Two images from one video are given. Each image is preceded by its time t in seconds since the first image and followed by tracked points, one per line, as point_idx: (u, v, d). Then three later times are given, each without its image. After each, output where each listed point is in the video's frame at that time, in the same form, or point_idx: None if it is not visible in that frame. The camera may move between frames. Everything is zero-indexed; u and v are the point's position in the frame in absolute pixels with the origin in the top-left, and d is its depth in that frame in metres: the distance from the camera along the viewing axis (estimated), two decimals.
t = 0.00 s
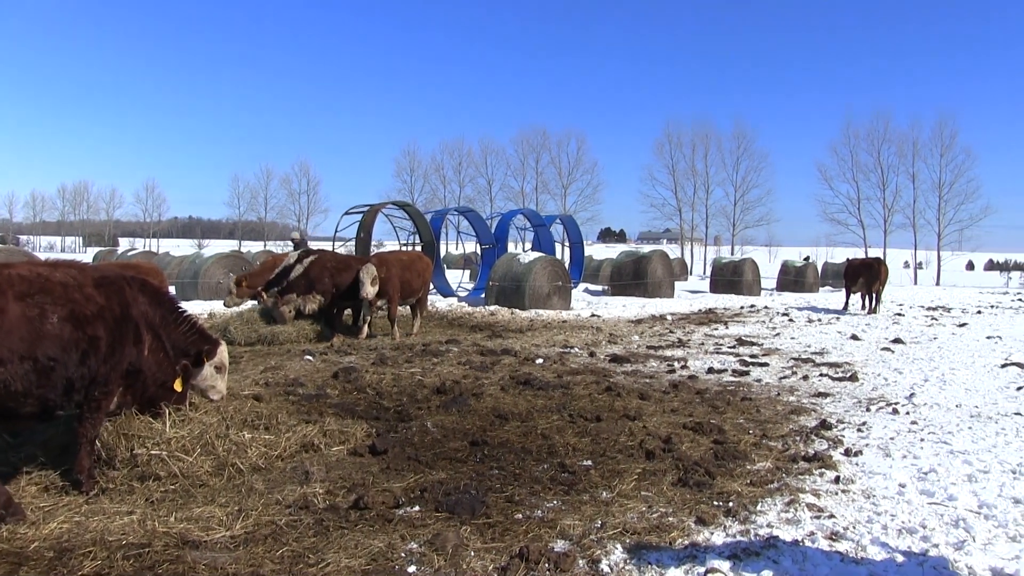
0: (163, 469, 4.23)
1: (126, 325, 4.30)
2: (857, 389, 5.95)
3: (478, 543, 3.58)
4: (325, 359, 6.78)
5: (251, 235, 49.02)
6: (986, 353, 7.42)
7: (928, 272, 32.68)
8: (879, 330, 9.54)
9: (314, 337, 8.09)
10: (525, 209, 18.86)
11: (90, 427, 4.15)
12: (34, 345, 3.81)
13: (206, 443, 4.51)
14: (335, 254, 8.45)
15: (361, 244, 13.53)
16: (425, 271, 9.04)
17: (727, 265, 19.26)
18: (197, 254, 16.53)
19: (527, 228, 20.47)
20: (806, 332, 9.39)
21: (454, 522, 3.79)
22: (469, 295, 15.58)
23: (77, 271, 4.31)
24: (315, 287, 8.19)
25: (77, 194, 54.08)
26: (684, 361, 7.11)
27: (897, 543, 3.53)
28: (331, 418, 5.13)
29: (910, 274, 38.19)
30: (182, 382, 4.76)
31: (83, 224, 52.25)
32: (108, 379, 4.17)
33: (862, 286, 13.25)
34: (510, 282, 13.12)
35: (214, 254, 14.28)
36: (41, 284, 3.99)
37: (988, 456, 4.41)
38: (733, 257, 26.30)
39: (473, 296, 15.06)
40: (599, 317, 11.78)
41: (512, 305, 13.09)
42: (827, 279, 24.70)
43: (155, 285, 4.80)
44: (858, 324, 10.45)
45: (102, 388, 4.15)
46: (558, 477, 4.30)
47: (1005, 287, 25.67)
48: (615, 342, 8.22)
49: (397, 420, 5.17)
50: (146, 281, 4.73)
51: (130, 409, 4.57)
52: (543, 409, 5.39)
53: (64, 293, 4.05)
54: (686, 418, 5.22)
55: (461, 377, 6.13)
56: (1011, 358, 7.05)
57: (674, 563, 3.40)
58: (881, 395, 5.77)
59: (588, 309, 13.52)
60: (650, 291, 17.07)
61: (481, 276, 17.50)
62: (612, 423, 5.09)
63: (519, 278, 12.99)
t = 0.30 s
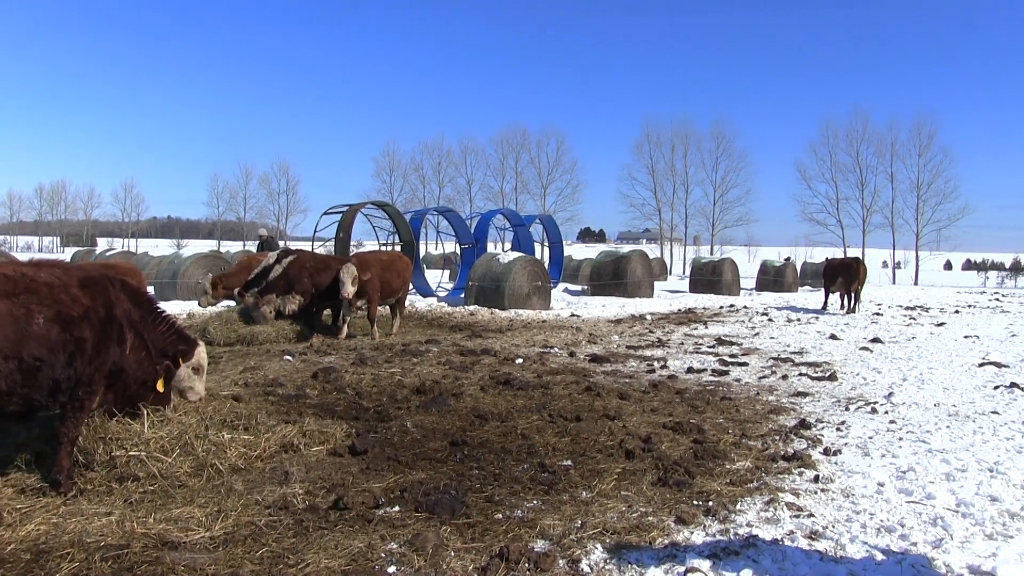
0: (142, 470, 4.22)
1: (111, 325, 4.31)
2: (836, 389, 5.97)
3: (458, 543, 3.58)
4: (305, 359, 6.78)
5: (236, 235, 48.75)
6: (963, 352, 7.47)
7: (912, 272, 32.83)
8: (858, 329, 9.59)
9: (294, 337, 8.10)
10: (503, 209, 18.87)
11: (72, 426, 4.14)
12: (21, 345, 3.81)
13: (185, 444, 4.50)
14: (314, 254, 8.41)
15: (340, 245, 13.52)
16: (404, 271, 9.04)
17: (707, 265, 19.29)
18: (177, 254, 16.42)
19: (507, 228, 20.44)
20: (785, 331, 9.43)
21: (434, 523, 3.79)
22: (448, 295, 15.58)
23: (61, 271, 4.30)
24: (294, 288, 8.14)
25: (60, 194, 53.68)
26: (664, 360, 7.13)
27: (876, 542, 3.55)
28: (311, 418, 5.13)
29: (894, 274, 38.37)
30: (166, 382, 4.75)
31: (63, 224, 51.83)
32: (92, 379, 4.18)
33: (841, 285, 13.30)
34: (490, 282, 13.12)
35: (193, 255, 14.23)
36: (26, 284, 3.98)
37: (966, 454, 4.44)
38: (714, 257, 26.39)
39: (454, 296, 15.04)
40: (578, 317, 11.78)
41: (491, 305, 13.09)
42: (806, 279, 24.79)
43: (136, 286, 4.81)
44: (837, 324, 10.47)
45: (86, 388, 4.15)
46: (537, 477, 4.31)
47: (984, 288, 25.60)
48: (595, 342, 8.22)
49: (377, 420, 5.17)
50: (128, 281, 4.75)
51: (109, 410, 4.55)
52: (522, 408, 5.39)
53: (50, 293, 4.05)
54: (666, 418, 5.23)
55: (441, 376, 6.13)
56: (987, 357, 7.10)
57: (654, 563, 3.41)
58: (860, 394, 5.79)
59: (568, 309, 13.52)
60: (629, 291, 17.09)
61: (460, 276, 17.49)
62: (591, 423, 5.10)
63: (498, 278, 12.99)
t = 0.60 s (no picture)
0: (129, 470, 4.21)
1: (102, 326, 4.33)
2: (823, 388, 5.99)
3: (445, 543, 3.58)
4: (294, 359, 6.78)
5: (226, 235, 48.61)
6: (950, 352, 7.50)
7: (901, 272, 32.89)
8: (845, 329, 9.61)
9: (281, 336, 8.03)
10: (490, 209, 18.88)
11: (60, 426, 4.11)
12: (11, 345, 3.81)
13: (173, 444, 4.50)
14: (301, 255, 8.44)
15: (327, 245, 13.50)
16: (392, 271, 9.07)
17: (694, 265, 19.27)
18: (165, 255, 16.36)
19: (494, 229, 20.45)
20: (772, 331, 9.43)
21: (421, 523, 3.79)
22: (436, 295, 15.58)
23: (52, 271, 4.29)
24: (281, 287, 8.19)
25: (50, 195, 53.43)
26: (652, 360, 7.14)
27: (863, 541, 3.55)
28: (298, 418, 5.13)
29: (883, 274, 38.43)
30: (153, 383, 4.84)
31: (52, 224, 51.58)
32: (80, 381, 4.18)
33: (828, 285, 13.31)
34: (477, 282, 13.12)
35: (180, 255, 14.24)
36: (18, 284, 3.98)
37: (952, 454, 4.45)
38: (702, 257, 26.43)
39: (440, 296, 15.07)
40: (566, 317, 11.78)
41: (478, 305, 13.10)
42: (794, 279, 24.82)
43: (124, 287, 4.82)
44: (825, 324, 10.47)
45: (74, 390, 4.15)
46: (525, 477, 4.31)
47: (971, 288, 25.59)
48: (582, 342, 8.23)
49: (364, 420, 5.18)
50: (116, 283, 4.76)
51: (95, 410, 4.53)
52: (509, 408, 5.40)
53: (41, 294, 4.04)
54: (654, 418, 5.23)
55: (429, 376, 6.13)
56: (974, 357, 7.11)
57: (641, 563, 3.41)
58: (847, 393, 5.81)
59: (555, 309, 13.52)
60: (616, 291, 17.09)
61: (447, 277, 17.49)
62: (579, 423, 5.10)
63: (485, 278, 12.99)
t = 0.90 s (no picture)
0: (123, 471, 4.20)
1: (96, 325, 4.31)
2: (816, 388, 6.01)
3: (439, 543, 3.58)
4: (287, 359, 6.78)
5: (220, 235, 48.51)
6: (943, 351, 7.51)
7: (894, 271, 32.88)
8: (838, 329, 9.63)
9: (275, 337, 7.99)
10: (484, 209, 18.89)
11: (53, 427, 4.10)
12: (4, 345, 3.80)
13: (166, 444, 4.50)
14: (295, 255, 8.44)
15: (320, 245, 13.49)
16: (385, 271, 9.06)
17: (687, 265, 19.31)
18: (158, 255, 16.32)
19: (488, 228, 20.46)
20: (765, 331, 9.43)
21: (415, 523, 3.79)
22: (429, 295, 15.57)
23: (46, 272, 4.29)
24: (275, 288, 8.19)
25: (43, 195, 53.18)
26: (645, 360, 7.15)
27: (856, 541, 3.56)
28: (292, 418, 5.13)
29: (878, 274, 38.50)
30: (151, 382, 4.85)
31: (45, 224, 51.42)
32: (74, 381, 4.16)
33: (821, 285, 13.32)
34: (471, 282, 13.12)
35: (174, 254, 14.24)
36: (10, 284, 3.98)
37: (945, 453, 4.46)
38: (695, 257, 26.45)
39: (433, 296, 15.06)
40: (559, 317, 11.78)
41: (471, 305, 13.10)
42: (786, 279, 24.84)
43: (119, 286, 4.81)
44: (818, 324, 10.48)
45: (68, 390, 4.13)
46: (518, 477, 4.31)
47: (963, 288, 25.44)
48: (576, 341, 8.23)
49: (358, 420, 5.17)
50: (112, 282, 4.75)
51: (89, 411, 4.53)
52: (503, 408, 5.40)
53: (34, 294, 4.03)
54: (647, 418, 5.24)
55: (422, 376, 6.13)
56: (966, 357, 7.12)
57: (635, 563, 3.41)
58: (840, 393, 5.82)
59: (548, 309, 13.53)
60: (610, 291, 17.10)
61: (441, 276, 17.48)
62: (572, 423, 5.11)
63: (479, 278, 12.99)
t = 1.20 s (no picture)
0: (115, 472, 4.19)
1: (90, 325, 4.32)
2: (810, 387, 6.03)
3: (433, 543, 3.58)
4: (280, 360, 6.76)
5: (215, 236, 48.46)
6: (935, 351, 7.53)
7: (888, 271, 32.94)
8: (831, 329, 9.66)
9: (269, 338, 7.96)
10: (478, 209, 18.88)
11: (46, 428, 4.08)
12: None
13: (159, 445, 4.49)
14: (288, 255, 8.46)
15: (314, 245, 13.47)
16: (378, 271, 9.07)
17: (681, 265, 19.34)
18: (150, 255, 16.27)
19: (481, 229, 20.45)
20: (758, 331, 9.45)
21: (409, 523, 3.79)
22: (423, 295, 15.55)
23: (42, 271, 4.27)
24: (268, 288, 8.20)
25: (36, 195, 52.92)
26: (639, 360, 7.16)
27: (849, 540, 3.56)
28: (286, 419, 5.12)
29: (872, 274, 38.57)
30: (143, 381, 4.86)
31: (38, 225, 51.16)
32: (67, 382, 4.16)
33: (814, 285, 13.35)
34: (465, 282, 13.12)
35: (167, 255, 14.23)
36: (4, 284, 3.95)
37: (938, 453, 4.47)
38: (689, 257, 26.48)
39: (427, 296, 15.05)
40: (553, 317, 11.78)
41: (465, 305, 13.09)
42: (780, 279, 24.89)
43: (113, 284, 4.81)
44: (811, 324, 10.49)
45: (61, 391, 4.13)
46: (512, 477, 4.31)
47: (955, 288, 25.50)
48: (570, 341, 8.23)
49: (352, 420, 5.17)
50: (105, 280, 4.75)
51: (81, 411, 4.52)
52: (497, 408, 5.40)
53: (28, 294, 4.02)
54: (641, 418, 5.24)
55: (416, 376, 6.13)
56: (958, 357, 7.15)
57: (629, 563, 3.41)
58: (833, 393, 5.84)
59: (542, 309, 13.53)
60: (604, 291, 17.12)
61: (435, 277, 17.48)
62: (566, 423, 5.11)
63: (473, 278, 12.99)
